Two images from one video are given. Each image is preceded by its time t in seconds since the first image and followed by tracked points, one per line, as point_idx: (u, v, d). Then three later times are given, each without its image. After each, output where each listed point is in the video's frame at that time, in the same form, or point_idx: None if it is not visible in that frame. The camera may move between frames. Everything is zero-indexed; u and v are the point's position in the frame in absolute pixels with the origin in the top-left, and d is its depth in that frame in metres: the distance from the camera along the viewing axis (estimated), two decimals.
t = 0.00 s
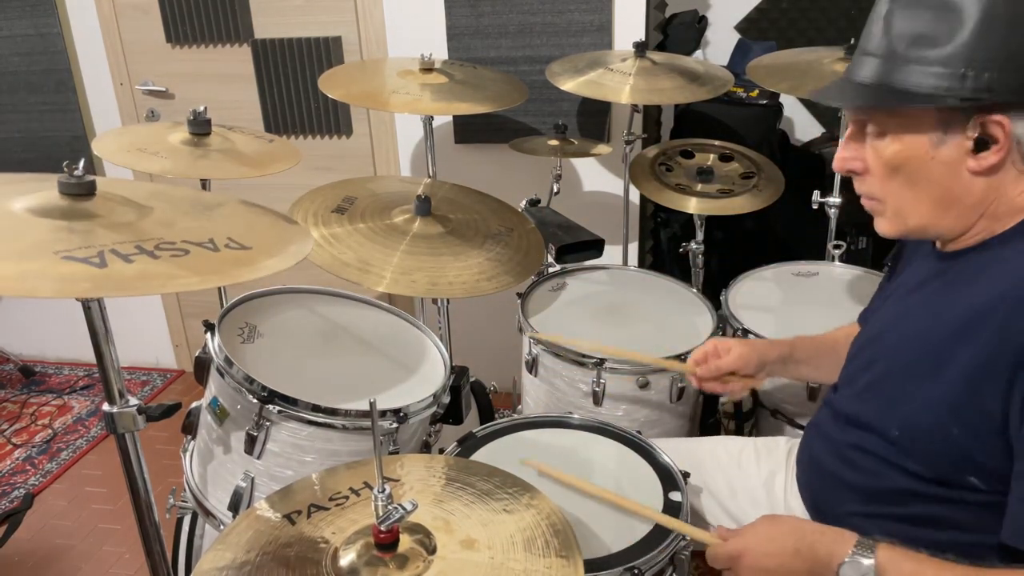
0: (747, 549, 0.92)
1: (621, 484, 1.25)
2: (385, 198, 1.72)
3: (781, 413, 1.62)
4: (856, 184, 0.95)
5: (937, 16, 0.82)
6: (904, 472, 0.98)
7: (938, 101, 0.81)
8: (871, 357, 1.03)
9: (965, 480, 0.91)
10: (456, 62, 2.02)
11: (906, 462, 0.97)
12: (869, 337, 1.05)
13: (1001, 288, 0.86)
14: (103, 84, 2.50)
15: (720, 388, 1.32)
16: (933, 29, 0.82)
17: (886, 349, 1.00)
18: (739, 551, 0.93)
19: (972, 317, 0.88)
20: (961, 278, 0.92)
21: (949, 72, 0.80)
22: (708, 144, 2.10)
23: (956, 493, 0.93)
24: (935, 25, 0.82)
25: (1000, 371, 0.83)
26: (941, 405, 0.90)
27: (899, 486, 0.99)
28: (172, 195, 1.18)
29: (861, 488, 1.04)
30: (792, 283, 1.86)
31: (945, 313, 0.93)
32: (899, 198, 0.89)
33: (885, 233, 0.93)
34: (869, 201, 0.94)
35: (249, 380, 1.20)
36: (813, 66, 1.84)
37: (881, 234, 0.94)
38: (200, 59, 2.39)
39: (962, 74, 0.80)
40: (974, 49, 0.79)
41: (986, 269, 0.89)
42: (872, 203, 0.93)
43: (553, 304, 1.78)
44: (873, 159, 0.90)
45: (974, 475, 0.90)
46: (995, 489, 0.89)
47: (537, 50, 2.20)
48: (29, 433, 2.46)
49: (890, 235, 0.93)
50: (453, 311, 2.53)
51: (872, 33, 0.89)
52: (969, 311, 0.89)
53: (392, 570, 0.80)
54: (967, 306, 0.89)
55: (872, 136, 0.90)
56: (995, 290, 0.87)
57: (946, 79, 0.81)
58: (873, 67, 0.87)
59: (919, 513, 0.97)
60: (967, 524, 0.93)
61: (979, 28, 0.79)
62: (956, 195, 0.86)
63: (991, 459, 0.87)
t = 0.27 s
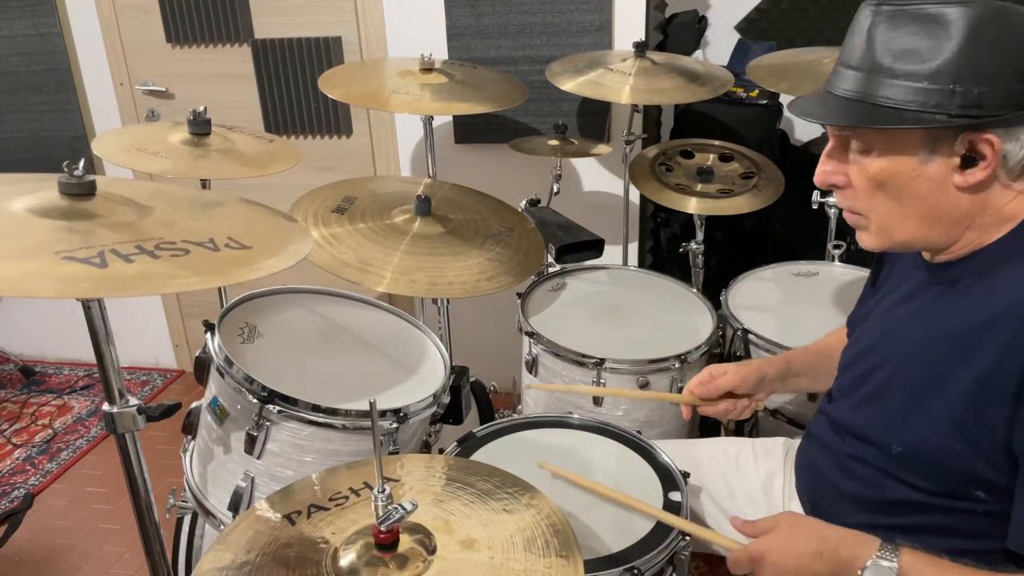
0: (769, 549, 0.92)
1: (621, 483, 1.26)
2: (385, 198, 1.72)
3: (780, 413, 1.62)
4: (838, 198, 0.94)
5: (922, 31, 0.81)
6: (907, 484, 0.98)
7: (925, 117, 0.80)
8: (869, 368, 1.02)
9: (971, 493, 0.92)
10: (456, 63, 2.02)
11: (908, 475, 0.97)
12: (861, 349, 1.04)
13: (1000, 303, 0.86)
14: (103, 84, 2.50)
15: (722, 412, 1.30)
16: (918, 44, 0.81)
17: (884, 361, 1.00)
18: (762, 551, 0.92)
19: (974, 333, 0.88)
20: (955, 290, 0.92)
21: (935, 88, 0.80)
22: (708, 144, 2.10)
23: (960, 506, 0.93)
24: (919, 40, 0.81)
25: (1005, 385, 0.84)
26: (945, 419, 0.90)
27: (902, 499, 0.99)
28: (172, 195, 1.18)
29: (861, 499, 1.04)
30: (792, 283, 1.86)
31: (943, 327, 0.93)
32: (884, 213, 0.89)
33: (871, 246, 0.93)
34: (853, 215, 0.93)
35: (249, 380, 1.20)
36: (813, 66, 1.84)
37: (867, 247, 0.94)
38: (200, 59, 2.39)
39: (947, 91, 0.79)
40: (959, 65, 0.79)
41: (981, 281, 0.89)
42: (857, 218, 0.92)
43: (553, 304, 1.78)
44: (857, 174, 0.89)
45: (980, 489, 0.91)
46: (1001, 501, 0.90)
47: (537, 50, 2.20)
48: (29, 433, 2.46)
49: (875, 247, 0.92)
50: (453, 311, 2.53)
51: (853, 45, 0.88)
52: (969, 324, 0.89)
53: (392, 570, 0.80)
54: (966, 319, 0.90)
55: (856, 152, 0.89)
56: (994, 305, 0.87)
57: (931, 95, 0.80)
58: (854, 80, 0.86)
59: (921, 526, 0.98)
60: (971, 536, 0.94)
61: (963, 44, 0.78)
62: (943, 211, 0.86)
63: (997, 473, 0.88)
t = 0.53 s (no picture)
0: (768, 561, 0.92)
1: (621, 484, 1.25)
2: (385, 198, 1.72)
3: (781, 414, 1.62)
4: (833, 210, 0.94)
5: (913, 45, 0.80)
6: (908, 491, 0.98)
7: (920, 133, 0.80)
8: (868, 375, 1.03)
9: (973, 501, 0.92)
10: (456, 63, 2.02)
11: (910, 482, 0.97)
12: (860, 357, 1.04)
13: (1000, 309, 0.86)
14: (103, 84, 2.50)
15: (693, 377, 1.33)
16: (910, 58, 0.80)
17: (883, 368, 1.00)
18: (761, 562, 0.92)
19: (975, 339, 0.88)
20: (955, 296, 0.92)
21: (930, 102, 0.79)
22: (708, 144, 2.10)
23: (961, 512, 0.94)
24: (911, 54, 0.80)
25: (1006, 393, 0.84)
26: (945, 427, 0.90)
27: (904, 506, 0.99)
28: (172, 195, 1.18)
29: (861, 506, 1.05)
30: (792, 283, 1.86)
31: (944, 334, 0.93)
32: (881, 226, 0.89)
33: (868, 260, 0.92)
34: (850, 229, 0.93)
35: (249, 380, 1.20)
36: (813, 65, 1.84)
37: (864, 259, 0.93)
38: (200, 59, 2.39)
39: (942, 106, 0.79)
40: (953, 79, 0.78)
41: (980, 287, 0.89)
42: (854, 230, 0.92)
43: (553, 304, 1.78)
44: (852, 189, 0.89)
45: (982, 496, 0.91)
46: (1002, 509, 0.90)
47: (537, 50, 2.20)
48: (29, 433, 2.46)
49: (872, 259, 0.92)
50: (453, 311, 2.53)
51: (843, 59, 0.87)
52: (970, 332, 0.89)
53: (392, 570, 0.80)
54: (966, 327, 0.90)
55: (850, 167, 0.88)
56: (995, 312, 0.87)
57: (926, 110, 0.79)
58: (845, 95, 0.85)
59: (921, 533, 0.98)
60: (973, 543, 0.94)
61: (957, 58, 0.78)
62: (940, 223, 0.86)
63: (999, 480, 0.88)
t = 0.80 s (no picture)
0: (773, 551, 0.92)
1: (621, 484, 1.25)
2: (385, 198, 1.72)
3: (781, 414, 1.63)
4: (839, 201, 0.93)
5: (923, 35, 0.80)
6: (903, 483, 0.98)
7: (929, 121, 0.80)
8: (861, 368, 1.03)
9: (965, 492, 0.92)
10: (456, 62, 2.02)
11: (904, 473, 0.97)
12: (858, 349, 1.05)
13: (992, 300, 0.86)
14: (103, 84, 2.50)
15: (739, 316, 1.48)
16: (919, 47, 0.80)
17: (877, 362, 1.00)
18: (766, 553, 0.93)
19: (965, 331, 0.88)
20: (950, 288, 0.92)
21: (939, 90, 0.79)
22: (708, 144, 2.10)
23: (956, 502, 0.93)
24: (921, 42, 0.80)
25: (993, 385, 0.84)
26: (934, 419, 0.90)
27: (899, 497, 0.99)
28: (172, 195, 1.18)
29: (857, 499, 1.05)
30: (792, 283, 1.86)
31: (937, 325, 0.92)
32: (888, 219, 0.88)
33: (872, 253, 0.92)
34: (856, 221, 0.93)
35: (249, 380, 1.20)
36: (813, 65, 1.84)
37: (867, 253, 0.93)
38: (200, 59, 2.39)
39: (952, 94, 0.78)
40: (963, 67, 0.78)
41: (974, 278, 0.89)
42: (859, 223, 0.92)
43: (553, 304, 1.78)
44: (860, 179, 0.88)
45: (975, 487, 0.90)
46: (995, 499, 0.90)
47: (537, 50, 2.20)
48: (29, 433, 2.46)
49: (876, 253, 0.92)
50: (453, 311, 2.53)
51: (852, 49, 0.87)
52: (960, 325, 0.89)
53: (392, 570, 0.80)
54: (957, 319, 0.90)
55: (859, 156, 0.88)
56: (987, 302, 0.86)
57: (936, 97, 0.79)
58: (853, 84, 0.85)
59: (916, 525, 0.98)
60: (967, 534, 0.94)
61: (966, 46, 0.78)
62: (946, 213, 0.85)
63: (990, 470, 0.88)
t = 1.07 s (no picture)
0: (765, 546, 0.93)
1: (621, 484, 1.25)
2: (385, 198, 1.72)
3: (781, 413, 1.62)
4: (844, 164, 0.92)
5: None
6: (898, 480, 0.98)
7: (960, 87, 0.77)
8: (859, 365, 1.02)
9: (961, 490, 0.92)
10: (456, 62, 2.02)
11: (900, 470, 0.97)
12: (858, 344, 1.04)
13: (995, 299, 0.85)
14: (103, 84, 2.50)
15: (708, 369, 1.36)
16: (973, 10, 0.77)
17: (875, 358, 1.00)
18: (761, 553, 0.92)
19: (966, 330, 0.87)
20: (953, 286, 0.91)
21: (977, 59, 0.76)
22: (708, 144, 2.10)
23: (952, 500, 0.93)
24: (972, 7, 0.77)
25: (992, 382, 0.84)
26: (932, 416, 0.90)
27: (895, 493, 0.99)
28: (172, 195, 1.18)
29: (853, 494, 1.05)
30: (792, 283, 1.86)
31: (937, 322, 0.92)
32: (890, 190, 0.86)
33: (863, 228, 0.90)
34: (853, 190, 0.91)
35: (249, 380, 1.20)
36: (813, 65, 1.84)
37: (858, 228, 0.91)
38: (200, 59, 2.39)
39: (988, 66, 0.76)
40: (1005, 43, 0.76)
41: (978, 277, 0.88)
42: (857, 192, 0.90)
43: (553, 304, 1.78)
44: (869, 141, 0.87)
45: (970, 485, 0.90)
46: (990, 499, 0.90)
47: (537, 50, 2.20)
48: (30, 433, 2.46)
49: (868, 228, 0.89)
50: (453, 311, 2.53)
51: (902, 7, 0.84)
52: (961, 322, 0.88)
53: (392, 570, 0.80)
54: (958, 317, 0.89)
55: (875, 117, 0.86)
56: (990, 301, 0.86)
57: (972, 66, 0.77)
58: (894, 41, 0.83)
59: (912, 522, 0.98)
60: (962, 532, 0.94)
61: (1015, 21, 0.75)
62: (948, 195, 0.84)
63: (986, 469, 0.87)
